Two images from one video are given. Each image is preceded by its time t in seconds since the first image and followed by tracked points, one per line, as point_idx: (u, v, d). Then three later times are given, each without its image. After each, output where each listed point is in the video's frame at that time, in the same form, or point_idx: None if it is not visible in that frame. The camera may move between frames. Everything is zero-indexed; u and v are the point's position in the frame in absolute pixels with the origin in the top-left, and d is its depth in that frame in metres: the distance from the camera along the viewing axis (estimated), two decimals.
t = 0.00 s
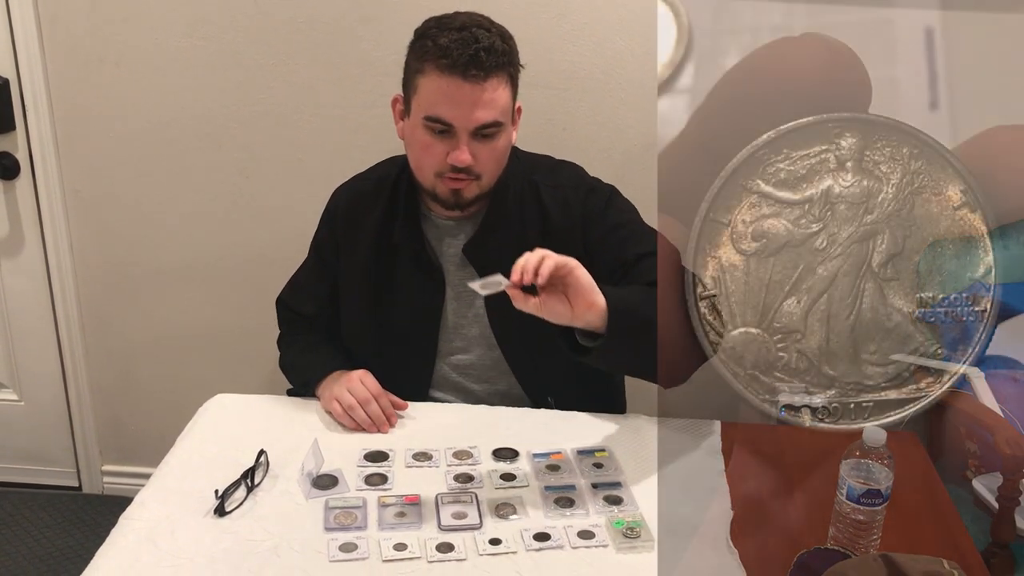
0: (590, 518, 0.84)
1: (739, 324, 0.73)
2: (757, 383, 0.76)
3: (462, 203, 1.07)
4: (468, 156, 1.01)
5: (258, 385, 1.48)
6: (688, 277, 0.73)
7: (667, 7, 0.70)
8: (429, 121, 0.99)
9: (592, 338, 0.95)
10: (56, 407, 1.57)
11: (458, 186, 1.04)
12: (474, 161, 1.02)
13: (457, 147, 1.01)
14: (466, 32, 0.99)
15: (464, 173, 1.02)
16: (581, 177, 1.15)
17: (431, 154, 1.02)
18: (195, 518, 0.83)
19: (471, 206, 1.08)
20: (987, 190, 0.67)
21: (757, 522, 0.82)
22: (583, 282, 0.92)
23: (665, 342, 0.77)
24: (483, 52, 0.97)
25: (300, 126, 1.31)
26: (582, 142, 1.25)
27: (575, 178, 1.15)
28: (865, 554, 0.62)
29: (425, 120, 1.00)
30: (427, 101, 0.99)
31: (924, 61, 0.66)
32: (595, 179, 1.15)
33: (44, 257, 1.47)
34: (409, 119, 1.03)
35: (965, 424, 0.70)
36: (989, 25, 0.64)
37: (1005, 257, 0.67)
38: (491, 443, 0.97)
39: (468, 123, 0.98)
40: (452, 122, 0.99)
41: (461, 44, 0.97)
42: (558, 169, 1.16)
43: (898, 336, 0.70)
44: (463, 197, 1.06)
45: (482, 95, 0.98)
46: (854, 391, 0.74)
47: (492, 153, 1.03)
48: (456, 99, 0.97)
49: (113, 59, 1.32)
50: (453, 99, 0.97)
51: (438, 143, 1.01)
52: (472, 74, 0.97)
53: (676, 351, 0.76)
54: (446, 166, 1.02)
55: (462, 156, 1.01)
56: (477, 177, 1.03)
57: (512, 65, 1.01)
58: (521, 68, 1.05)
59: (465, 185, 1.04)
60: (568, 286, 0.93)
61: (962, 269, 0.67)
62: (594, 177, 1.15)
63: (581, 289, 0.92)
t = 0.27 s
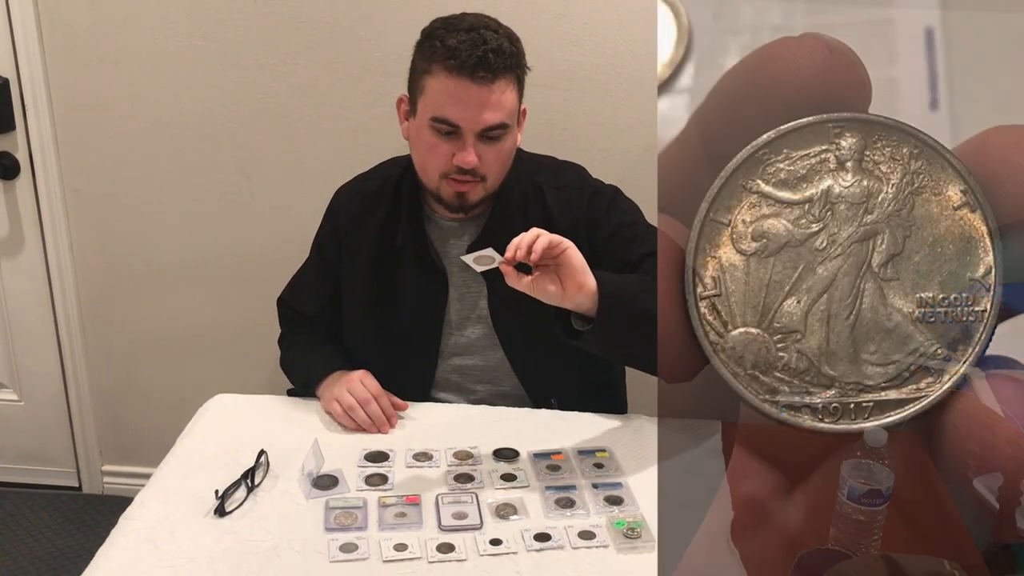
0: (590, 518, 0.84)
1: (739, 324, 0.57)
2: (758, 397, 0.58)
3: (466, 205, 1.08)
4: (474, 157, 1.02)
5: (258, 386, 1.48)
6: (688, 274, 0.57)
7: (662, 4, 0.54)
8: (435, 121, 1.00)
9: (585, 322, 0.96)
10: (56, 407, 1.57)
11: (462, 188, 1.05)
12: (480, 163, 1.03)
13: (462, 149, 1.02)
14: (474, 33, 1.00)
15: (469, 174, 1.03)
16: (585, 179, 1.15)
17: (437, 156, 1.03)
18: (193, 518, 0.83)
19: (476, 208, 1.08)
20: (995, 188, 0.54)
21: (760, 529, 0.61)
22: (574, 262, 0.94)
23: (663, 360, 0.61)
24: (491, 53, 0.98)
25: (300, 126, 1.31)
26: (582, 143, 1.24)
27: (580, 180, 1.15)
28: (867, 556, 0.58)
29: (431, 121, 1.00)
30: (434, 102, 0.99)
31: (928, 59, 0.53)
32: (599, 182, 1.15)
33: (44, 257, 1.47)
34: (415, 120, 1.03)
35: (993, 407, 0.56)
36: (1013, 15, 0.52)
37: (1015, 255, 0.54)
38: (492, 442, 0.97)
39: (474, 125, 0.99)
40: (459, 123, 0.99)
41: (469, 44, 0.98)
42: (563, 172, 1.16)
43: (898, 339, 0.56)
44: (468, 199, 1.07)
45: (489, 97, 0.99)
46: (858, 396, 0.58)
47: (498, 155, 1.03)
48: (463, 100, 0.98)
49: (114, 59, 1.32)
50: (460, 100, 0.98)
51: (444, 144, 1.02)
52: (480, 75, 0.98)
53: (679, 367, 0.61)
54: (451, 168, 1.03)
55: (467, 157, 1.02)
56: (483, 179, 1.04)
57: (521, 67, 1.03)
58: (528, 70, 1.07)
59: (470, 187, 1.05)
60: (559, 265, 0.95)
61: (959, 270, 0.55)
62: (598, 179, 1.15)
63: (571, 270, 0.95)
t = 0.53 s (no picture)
0: (592, 519, 0.90)
1: (738, 325, 0.48)
2: (758, 395, 0.48)
3: (468, 207, 1.14)
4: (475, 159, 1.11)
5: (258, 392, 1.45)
6: (686, 274, 0.48)
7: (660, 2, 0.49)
8: (439, 123, 1.10)
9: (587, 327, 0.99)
10: (57, 406, 1.58)
11: (464, 188, 1.12)
12: (481, 165, 1.11)
13: (464, 150, 1.11)
14: (478, 35, 1.09)
15: (471, 175, 1.12)
16: (587, 178, 1.11)
17: (440, 157, 1.12)
18: (195, 518, 0.89)
19: (477, 210, 1.14)
20: (992, 188, 0.47)
21: (753, 534, 0.53)
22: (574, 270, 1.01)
23: (664, 370, 0.50)
24: (493, 56, 1.08)
25: (300, 127, 1.28)
26: (589, 144, 1.13)
27: (581, 179, 1.11)
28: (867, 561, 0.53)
29: (436, 123, 1.10)
30: (439, 104, 1.09)
31: (929, 59, 0.47)
32: (602, 180, 1.10)
33: (45, 257, 1.48)
34: (420, 122, 1.13)
35: (989, 409, 0.44)
36: (1014, 9, 0.48)
37: (1018, 253, 0.47)
38: (490, 442, 1.03)
39: (476, 126, 1.08)
40: (461, 125, 1.09)
41: (472, 47, 1.07)
42: (564, 170, 1.12)
43: (897, 340, 0.48)
44: (470, 200, 1.13)
45: (490, 100, 1.08)
46: (858, 395, 0.48)
47: (500, 157, 1.11)
48: (465, 102, 1.07)
49: (114, 59, 1.33)
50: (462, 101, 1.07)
51: (446, 145, 1.11)
52: (482, 78, 1.06)
53: (679, 378, 0.50)
54: (453, 169, 1.11)
55: (468, 159, 1.11)
56: (484, 180, 1.12)
57: (524, 70, 1.10)
58: (534, 73, 1.13)
59: (471, 188, 1.12)
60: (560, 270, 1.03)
61: (959, 270, 0.47)
62: (601, 177, 1.10)
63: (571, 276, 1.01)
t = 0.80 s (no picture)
0: (591, 519, 0.93)
1: (738, 325, 0.48)
2: (758, 396, 0.48)
3: (465, 203, 1.11)
4: (470, 155, 1.08)
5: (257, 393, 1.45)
6: (686, 274, 0.48)
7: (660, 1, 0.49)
8: (434, 119, 1.08)
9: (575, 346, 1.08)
10: (56, 405, 1.58)
11: (460, 184, 1.10)
12: (477, 161, 1.09)
13: (460, 146, 1.09)
14: (473, 31, 1.07)
15: (467, 171, 1.09)
16: (585, 176, 1.09)
17: (435, 152, 1.10)
18: (196, 518, 0.92)
19: (475, 206, 1.11)
20: (993, 188, 0.47)
21: (753, 534, 0.53)
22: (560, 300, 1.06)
23: (663, 370, 0.50)
24: (488, 52, 1.07)
25: (300, 127, 1.28)
26: (588, 142, 1.11)
27: (581, 177, 1.09)
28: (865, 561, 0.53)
29: (430, 119, 1.09)
30: (433, 100, 1.08)
31: (929, 59, 0.47)
32: (601, 178, 1.08)
33: (45, 258, 1.49)
34: (415, 119, 1.11)
35: (989, 409, 0.45)
36: (1014, 9, 0.48)
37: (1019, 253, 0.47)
38: (490, 441, 1.07)
39: (471, 122, 1.07)
40: (456, 121, 1.07)
41: (467, 44, 1.06)
42: (563, 168, 1.10)
43: (897, 340, 0.48)
44: (468, 196, 1.10)
45: (486, 96, 1.07)
46: (858, 395, 0.48)
47: (495, 154, 1.09)
48: (460, 97, 1.06)
49: (114, 59, 1.33)
50: (456, 97, 1.06)
51: (441, 141, 1.09)
52: (477, 74, 1.05)
53: (679, 378, 0.50)
54: (449, 164, 1.09)
55: (464, 154, 1.08)
56: (480, 177, 1.10)
57: (520, 67, 1.09)
58: (530, 70, 1.11)
59: (467, 184, 1.10)
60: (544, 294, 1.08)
61: (959, 270, 0.47)
62: (600, 175, 1.08)
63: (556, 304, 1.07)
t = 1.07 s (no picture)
0: (590, 519, 0.93)
1: (738, 325, 0.48)
2: (758, 396, 0.48)
3: (466, 202, 1.10)
4: (471, 153, 1.07)
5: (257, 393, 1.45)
6: (686, 274, 0.48)
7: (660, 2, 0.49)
8: (434, 118, 1.08)
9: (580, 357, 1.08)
10: (56, 405, 1.58)
11: (461, 183, 1.09)
12: (477, 159, 1.08)
13: (460, 144, 1.08)
14: (470, 30, 1.07)
15: (467, 170, 1.08)
16: (585, 175, 1.09)
17: (436, 151, 1.09)
18: (195, 518, 0.92)
19: (476, 207, 1.10)
20: (992, 187, 0.47)
21: (753, 534, 0.53)
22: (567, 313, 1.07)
23: (663, 370, 0.50)
24: (486, 50, 1.06)
25: (300, 126, 1.28)
26: (588, 141, 1.11)
27: (581, 176, 1.09)
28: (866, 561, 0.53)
29: (430, 118, 1.08)
30: (432, 98, 1.07)
31: (929, 59, 0.47)
32: (601, 177, 1.08)
33: (44, 258, 1.49)
34: (414, 119, 1.10)
35: (989, 409, 0.45)
36: (1014, 9, 0.48)
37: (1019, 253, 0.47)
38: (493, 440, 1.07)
39: (471, 119, 1.06)
40: (456, 119, 1.06)
41: (465, 42, 1.06)
42: (563, 167, 1.10)
43: (897, 339, 0.48)
44: (469, 196, 1.09)
45: (485, 94, 1.06)
46: (858, 395, 0.48)
47: (496, 152, 1.08)
48: (460, 95, 1.05)
49: (114, 59, 1.33)
50: (456, 96, 1.06)
51: (441, 140, 1.08)
52: (476, 71, 1.05)
53: (679, 378, 0.50)
54: (450, 163, 1.08)
55: (465, 153, 1.07)
56: (480, 176, 1.09)
57: (519, 66, 1.09)
58: (528, 68, 1.11)
59: (468, 183, 1.09)
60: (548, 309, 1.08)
61: (959, 270, 0.47)
62: (599, 173, 1.08)
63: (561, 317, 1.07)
